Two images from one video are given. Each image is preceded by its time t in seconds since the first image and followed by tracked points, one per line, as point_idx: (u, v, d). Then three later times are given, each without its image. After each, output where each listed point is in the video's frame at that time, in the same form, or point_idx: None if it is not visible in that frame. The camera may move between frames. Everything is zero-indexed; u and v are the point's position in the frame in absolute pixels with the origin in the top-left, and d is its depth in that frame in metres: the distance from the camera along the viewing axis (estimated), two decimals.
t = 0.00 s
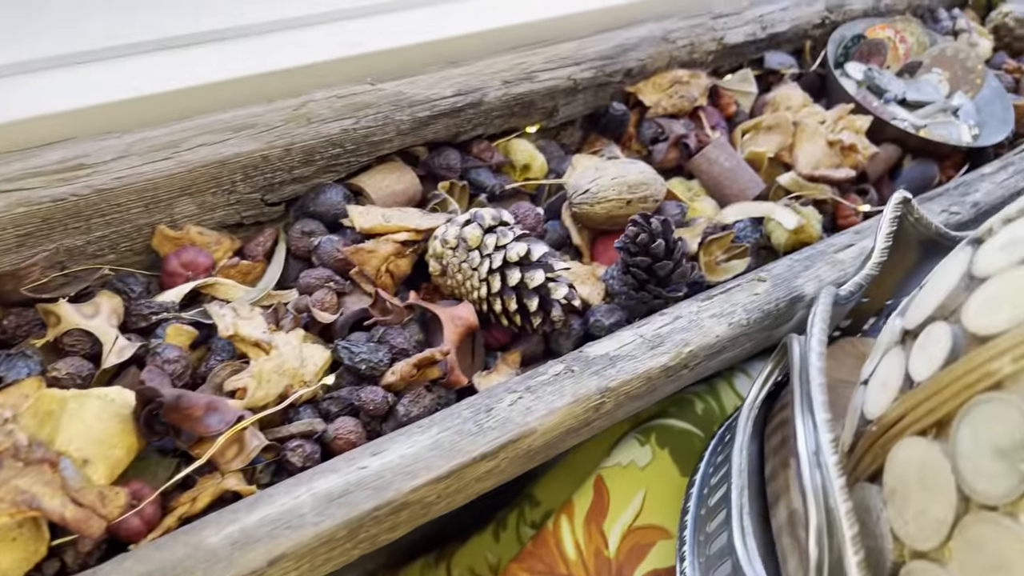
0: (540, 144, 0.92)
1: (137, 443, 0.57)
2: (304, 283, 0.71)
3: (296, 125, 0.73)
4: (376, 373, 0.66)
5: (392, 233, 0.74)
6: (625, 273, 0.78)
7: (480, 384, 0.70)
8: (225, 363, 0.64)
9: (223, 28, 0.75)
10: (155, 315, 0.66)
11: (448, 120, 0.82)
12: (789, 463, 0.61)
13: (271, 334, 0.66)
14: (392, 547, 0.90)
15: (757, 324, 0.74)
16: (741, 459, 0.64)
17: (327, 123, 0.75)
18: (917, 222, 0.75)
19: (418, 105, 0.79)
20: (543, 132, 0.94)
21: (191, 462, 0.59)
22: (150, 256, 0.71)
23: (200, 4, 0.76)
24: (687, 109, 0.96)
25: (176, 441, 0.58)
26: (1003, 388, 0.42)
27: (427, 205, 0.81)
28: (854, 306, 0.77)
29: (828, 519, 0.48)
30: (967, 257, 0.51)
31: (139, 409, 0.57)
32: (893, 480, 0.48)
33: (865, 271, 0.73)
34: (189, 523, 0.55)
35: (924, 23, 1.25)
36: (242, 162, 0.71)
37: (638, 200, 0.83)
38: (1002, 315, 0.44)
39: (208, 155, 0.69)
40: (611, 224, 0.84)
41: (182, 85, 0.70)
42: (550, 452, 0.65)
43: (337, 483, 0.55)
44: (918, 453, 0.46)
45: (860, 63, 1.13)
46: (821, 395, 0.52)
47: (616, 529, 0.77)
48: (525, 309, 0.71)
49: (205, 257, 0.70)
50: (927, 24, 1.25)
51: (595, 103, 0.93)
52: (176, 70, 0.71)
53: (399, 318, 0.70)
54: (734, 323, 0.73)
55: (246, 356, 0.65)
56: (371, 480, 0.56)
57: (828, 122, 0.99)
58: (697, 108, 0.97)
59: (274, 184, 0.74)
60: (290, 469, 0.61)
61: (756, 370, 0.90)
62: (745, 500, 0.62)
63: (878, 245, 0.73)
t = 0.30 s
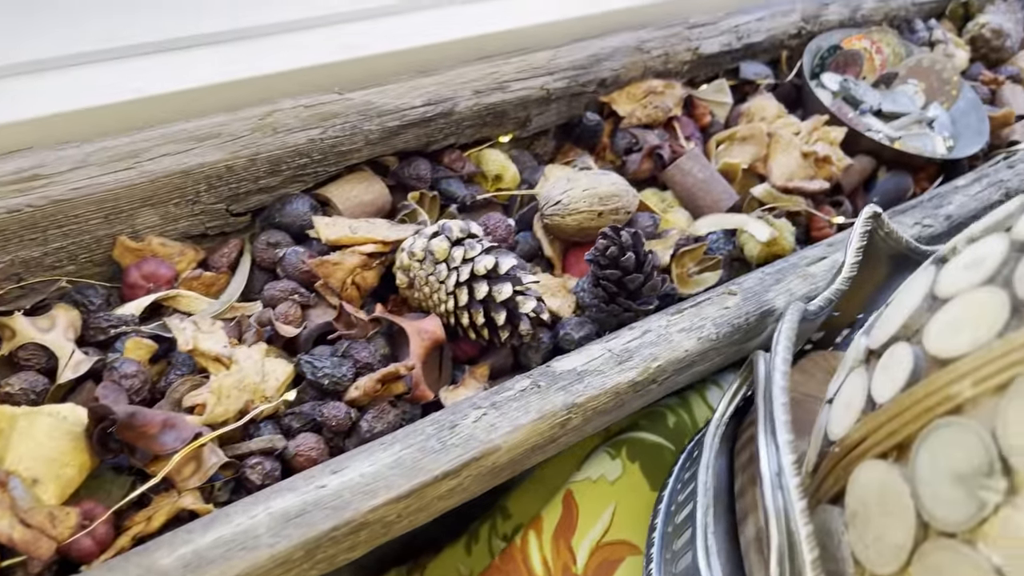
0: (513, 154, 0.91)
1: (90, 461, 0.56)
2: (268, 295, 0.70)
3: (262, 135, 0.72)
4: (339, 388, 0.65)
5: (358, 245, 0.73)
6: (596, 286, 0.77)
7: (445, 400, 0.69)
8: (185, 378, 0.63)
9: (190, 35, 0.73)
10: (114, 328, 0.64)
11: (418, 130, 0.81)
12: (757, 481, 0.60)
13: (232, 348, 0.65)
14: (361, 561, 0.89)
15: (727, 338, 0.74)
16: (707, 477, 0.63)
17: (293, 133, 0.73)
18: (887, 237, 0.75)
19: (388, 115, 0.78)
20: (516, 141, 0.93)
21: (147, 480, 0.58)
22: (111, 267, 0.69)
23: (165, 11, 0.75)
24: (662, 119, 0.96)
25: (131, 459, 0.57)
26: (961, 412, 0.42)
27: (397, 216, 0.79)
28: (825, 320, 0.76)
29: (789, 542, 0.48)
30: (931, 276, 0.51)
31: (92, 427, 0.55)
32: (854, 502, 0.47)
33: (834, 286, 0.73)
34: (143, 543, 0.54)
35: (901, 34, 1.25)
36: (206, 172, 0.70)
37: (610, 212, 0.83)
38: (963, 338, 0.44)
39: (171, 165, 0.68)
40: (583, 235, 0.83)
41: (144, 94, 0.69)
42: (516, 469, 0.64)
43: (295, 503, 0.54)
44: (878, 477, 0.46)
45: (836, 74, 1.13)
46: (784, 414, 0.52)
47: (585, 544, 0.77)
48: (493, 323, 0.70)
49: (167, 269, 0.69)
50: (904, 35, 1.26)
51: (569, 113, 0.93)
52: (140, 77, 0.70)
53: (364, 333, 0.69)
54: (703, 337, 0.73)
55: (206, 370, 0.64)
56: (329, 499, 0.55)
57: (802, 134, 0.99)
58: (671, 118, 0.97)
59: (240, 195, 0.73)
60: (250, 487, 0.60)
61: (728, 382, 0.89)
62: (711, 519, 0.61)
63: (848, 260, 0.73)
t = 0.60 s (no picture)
0: (482, 170, 0.90)
1: (39, 488, 0.55)
2: (228, 315, 0.69)
3: (223, 153, 0.71)
4: (298, 411, 0.65)
5: (320, 265, 0.72)
6: (562, 305, 0.77)
7: (406, 422, 0.68)
8: (140, 402, 0.62)
9: (146, 53, 0.73)
10: (68, 349, 0.63)
11: (384, 147, 0.80)
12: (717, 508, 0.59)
13: (188, 371, 0.64)
14: None
15: (691, 359, 0.74)
16: (667, 502, 0.62)
17: (255, 151, 0.73)
18: (852, 258, 0.74)
19: (353, 132, 0.78)
20: (486, 157, 0.92)
21: (98, 507, 0.57)
22: (68, 286, 0.68)
23: (124, 28, 0.74)
24: (633, 136, 0.96)
25: (80, 485, 0.56)
26: (909, 449, 0.41)
27: (362, 233, 0.79)
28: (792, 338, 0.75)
29: None
30: (887, 306, 0.51)
31: (41, 453, 0.55)
32: (807, 534, 0.47)
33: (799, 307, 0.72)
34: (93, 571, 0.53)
35: (873, 50, 1.25)
36: (165, 191, 0.69)
37: (577, 231, 0.82)
38: (913, 373, 0.44)
39: (129, 183, 0.67)
40: (550, 253, 0.83)
41: (102, 111, 0.68)
42: (477, 493, 0.64)
43: (247, 532, 0.53)
44: (830, 512, 0.45)
45: (809, 90, 1.13)
46: (739, 444, 0.52)
47: (549, 567, 0.77)
48: (456, 344, 0.70)
49: (124, 288, 0.68)
50: (877, 51, 1.26)
51: (538, 129, 0.92)
52: (97, 94, 0.69)
53: (324, 355, 0.69)
54: (666, 359, 0.72)
55: (161, 394, 0.63)
56: (282, 528, 0.54)
57: (773, 150, 0.99)
58: (642, 134, 0.97)
59: (201, 213, 0.72)
60: (204, 513, 0.59)
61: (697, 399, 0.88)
62: (669, 545, 0.59)
63: (812, 281, 0.73)
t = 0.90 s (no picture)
0: (454, 177, 0.90)
1: None
2: (190, 325, 0.68)
3: (186, 160, 0.70)
4: (260, 423, 0.64)
5: (285, 274, 0.71)
6: (532, 313, 0.76)
7: (371, 433, 0.67)
8: (97, 413, 0.61)
9: (132, 54, 0.73)
10: (24, 360, 0.62)
11: (353, 154, 0.79)
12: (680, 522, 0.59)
13: (148, 381, 0.63)
14: None
15: (660, 369, 0.73)
16: (632, 516, 0.62)
17: (220, 158, 0.72)
18: (821, 268, 0.74)
19: (320, 139, 0.77)
20: (458, 164, 0.92)
21: (51, 520, 0.57)
22: (26, 293, 0.67)
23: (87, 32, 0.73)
24: (607, 143, 0.95)
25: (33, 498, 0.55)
26: (866, 466, 0.41)
27: (329, 242, 0.78)
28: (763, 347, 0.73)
29: None
30: (848, 319, 0.50)
31: None
32: (765, 550, 0.46)
33: (767, 319, 0.71)
34: None
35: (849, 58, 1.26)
36: (127, 199, 0.68)
37: (548, 239, 0.82)
38: (870, 390, 0.43)
39: (89, 191, 0.66)
40: (520, 261, 0.82)
41: (61, 117, 0.67)
42: (441, 505, 0.63)
43: (202, 547, 0.52)
44: (787, 529, 0.45)
45: (785, 97, 1.13)
46: (699, 459, 0.52)
47: None
48: (422, 354, 0.69)
49: (85, 297, 0.67)
50: (853, 59, 1.27)
51: (511, 136, 0.92)
52: (58, 100, 0.68)
53: (287, 366, 0.68)
54: (635, 369, 0.72)
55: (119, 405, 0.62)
56: (238, 543, 0.53)
57: (746, 159, 0.99)
58: (616, 142, 0.97)
59: (165, 221, 0.71)
60: (161, 527, 0.58)
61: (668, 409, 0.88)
62: (633, 561, 0.59)
63: (781, 291, 0.72)
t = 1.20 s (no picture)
0: (432, 187, 0.90)
1: None
2: (161, 336, 0.68)
3: (158, 170, 0.70)
4: (231, 435, 0.63)
5: (258, 284, 0.70)
6: (507, 324, 0.76)
7: (344, 445, 0.67)
8: (64, 427, 0.60)
9: (131, 58, 0.74)
10: None
11: (328, 163, 0.79)
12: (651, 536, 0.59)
13: (117, 395, 0.62)
14: None
15: (634, 381, 0.73)
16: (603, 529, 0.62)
17: (193, 168, 0.71)
18: (795, 280, 0.72)
19: (294, 149, 0.76)
20: (436, 173, 0.92)
21: (17, 535, 0.56)
22: None
23: (58, 42, 0.73)
24: (585, 152, 0.95)
25: None
26: (828, 484, 0.41)
27: (305, 251, 0.78)
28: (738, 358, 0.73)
29: None
30: (817, 334, 0.50)
31: None
32: (731, 567, 0.46)
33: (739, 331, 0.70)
34: None
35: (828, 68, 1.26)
36: (97, 210, 0.67)
37: (524, 250, 0.82)
38: (834, 407, 0.43)
39: (59, 202, 0.66)
40: (497, 271, 0.82)
41: (30, 128, 0.66)
42: (412, 518, 0.63)
43: (169, 562, 0.52)
44: (753, 546, 0.45)
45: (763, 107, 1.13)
46: (666, 475, 0.52)
47: None
48: (395, 366, 0.68)
49: (54, 308, 0.66)
50: (832, 68, 1.27)
51: (489, 145, 0.92)
52: (29, 110, 0.67)
53: (258, 378, 0.68)
54: (609, 381, 0.72)
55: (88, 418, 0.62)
56: (205, 559, 0.52)
57: (724, 169, 0.99)
58: (594, 151, 0.97)
59: (137, 231, 0.70)
60: (128, 542, 0.57)
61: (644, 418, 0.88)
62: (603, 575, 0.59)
63: (754, 303, 0.71)
